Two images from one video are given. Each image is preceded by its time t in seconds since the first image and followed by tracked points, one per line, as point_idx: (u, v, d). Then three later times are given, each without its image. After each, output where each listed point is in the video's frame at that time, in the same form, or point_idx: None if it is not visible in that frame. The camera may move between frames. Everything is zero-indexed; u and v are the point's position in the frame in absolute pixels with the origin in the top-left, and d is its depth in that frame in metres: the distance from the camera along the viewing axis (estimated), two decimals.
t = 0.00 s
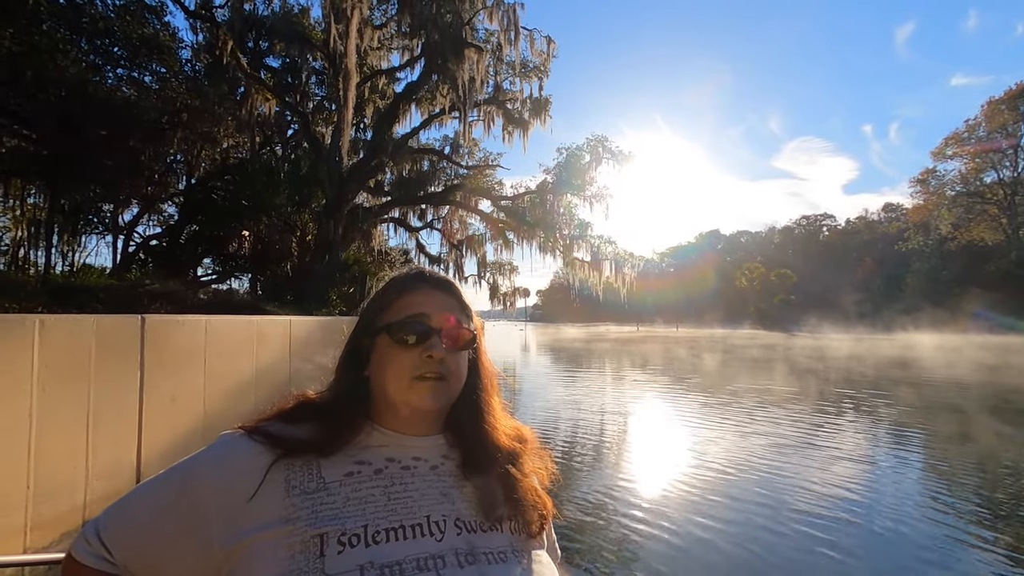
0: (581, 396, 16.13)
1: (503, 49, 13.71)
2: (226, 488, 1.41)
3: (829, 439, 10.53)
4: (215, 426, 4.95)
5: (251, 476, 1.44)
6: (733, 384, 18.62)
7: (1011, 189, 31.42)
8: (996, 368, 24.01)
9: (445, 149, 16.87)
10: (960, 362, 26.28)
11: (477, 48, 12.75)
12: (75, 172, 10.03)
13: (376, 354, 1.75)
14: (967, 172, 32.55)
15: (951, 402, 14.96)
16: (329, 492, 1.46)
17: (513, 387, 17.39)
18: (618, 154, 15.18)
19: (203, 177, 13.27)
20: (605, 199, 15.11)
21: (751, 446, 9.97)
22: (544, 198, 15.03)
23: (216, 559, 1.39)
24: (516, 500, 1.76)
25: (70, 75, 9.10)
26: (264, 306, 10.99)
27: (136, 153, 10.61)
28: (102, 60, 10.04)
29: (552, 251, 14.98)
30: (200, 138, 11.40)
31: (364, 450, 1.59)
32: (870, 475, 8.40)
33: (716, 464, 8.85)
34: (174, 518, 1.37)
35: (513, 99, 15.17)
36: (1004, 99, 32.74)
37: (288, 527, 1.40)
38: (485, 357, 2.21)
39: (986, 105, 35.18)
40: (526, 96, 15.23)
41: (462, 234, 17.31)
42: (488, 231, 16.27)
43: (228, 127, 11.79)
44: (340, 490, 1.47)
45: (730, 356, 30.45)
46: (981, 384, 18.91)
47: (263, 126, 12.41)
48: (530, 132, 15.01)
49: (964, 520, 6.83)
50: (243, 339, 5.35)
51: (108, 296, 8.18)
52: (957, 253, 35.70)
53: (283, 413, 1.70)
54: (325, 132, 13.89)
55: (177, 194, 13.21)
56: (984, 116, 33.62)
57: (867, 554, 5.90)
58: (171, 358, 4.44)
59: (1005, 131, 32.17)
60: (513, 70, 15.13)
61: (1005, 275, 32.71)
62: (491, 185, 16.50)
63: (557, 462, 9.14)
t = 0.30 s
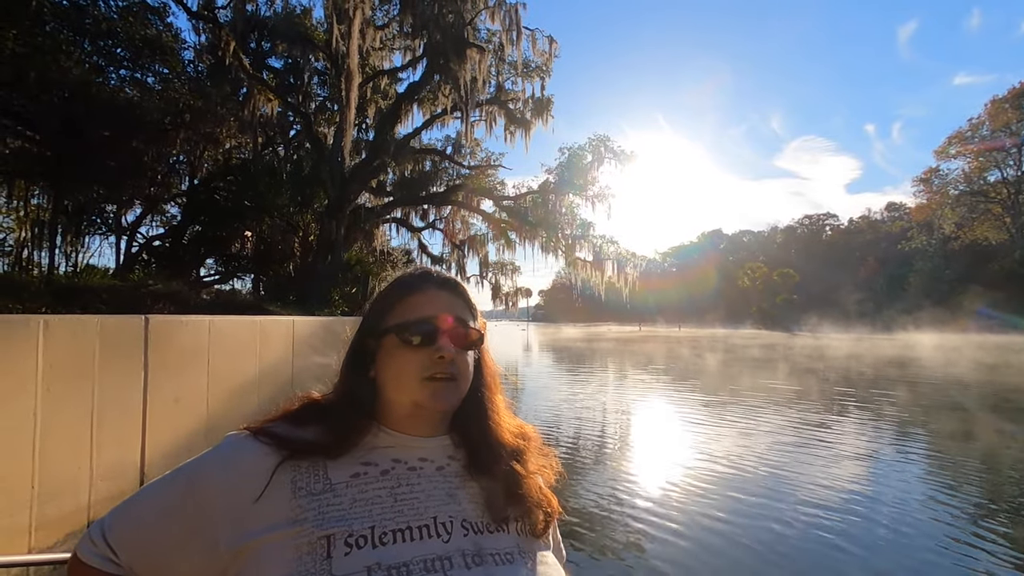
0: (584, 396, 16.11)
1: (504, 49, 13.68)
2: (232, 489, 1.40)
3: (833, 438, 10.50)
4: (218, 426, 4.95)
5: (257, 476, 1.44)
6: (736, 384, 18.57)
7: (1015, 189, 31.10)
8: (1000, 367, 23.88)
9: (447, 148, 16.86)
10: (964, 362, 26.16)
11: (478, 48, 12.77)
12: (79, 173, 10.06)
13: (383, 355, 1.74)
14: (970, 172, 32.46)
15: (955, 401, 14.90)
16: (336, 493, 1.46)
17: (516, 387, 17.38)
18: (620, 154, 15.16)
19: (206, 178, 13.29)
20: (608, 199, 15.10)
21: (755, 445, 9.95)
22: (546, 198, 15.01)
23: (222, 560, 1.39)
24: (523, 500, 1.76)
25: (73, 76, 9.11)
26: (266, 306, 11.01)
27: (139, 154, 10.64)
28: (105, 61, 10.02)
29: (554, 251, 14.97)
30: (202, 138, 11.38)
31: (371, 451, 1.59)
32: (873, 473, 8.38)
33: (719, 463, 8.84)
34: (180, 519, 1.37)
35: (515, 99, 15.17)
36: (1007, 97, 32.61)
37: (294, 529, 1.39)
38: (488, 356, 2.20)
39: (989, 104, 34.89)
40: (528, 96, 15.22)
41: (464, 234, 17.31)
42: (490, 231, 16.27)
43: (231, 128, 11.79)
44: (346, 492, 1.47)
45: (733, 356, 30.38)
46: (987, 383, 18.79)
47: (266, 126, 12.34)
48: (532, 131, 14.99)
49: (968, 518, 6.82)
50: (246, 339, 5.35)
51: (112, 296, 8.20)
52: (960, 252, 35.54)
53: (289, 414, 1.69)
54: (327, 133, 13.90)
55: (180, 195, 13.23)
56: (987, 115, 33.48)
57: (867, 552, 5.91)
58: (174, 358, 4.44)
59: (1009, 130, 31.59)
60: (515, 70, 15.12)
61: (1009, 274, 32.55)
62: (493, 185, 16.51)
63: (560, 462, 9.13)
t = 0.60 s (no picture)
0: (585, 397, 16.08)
1: (505, 50, 13.67)
2: (229, 491, 1.39)
3: (835, 438, 10.47)
4: (218, 427, 4.94)
5: (252, 479, 1.42)
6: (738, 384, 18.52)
7: (1016, 189, 30.84)
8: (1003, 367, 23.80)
9: (447, 149, 16.85)
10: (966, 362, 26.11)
11: (479, 49, 12.78)
12: (80, 175, 10.06)
13: (383, 355, 1.73)
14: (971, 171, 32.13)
15: (956, 401, 14.87)
16: (332, 496, 1.44)
17: (517, 388, 17.36)
18: (621, 154, 15.13)
19: (207, 179, 13.30)
20: (608, 200, 15.08)
21: (756, 445, 9.92)
22: (547, 199, 15.00)
23: (218, 563, 1.37)
24: (522, 502, 1.75)
25: (74, 78, 9.12)
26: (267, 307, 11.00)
27: (140, 156, 10.67)
28: (106, 63, 10.01)
29: (555, 252, 14.96)
30: (203, 140, 11.56)
31: (369, 453, 1.58)
32: (875, 473, 8.36)
33: (720, 463, 8.82)
34: (175, 522, 1.35)
35: (516, 100, 15.14)
36: (1007, 97, 32.52)
37: (290, 532, 1.38)
38: (484, 355, 2.19)
39: (990, 104, 34.73)
40: (529, 97, 15.20)
41: (465, 235, 17.29)
42: (490, 232, 16.26)
43: (232, 129, 11.82)
44: (343, 494, 1.45)
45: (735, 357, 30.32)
46: (988, 383, 18.75)
47: (266, 128, 12.30)
48: (532, 132, 14.97)
49: (969, 518, 6.81)
50: (247, 339, 5.34)
51: (113, 298, 8.18)
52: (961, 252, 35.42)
53: (285, 416, 1.68)
54: (328, 134, 13.88)
55: (181, 196, 13.22)
56: (987, 115, 33.39)
57: (869, 552, 5.89)
58: (174, 359, 4.43)
59: (1011, 130, 31.39)
60: (515, 71, 15.11)
61: (1011, 274, 32.46)
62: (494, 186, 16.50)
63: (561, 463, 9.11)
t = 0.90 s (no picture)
0: (585, 399, 16.03)
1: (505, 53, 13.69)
2: (226, 495, 1.39)
3: (835, 440, 10.45)
4: (217, 430, 4.93)
5: (250, 484, 1.42)
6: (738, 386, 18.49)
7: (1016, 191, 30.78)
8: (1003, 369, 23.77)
9: (447, 151, 16.85)
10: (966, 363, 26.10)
11: (479, 51, 12.81)
12: (80, 178, 10.06)
13: (381, 360, 1.72)
14: (971, 173, 32.12)
15: (957, 402, 14.86)
16: (329, 501, 1.44)
17: (517, 390, 17.32)
18: (621, 157, 15.13)
19: (207, 181, 13.32)
20: (608, 202, 15.07)
21: (757, 447, 9.91)
22: (547, 201, 14.99)
23: (215, 569, 1.37)
24: (521, 506, 1.74)
25: (74, 79, 9.10)
26: (266, 309, 10.99)
27: (140, 158, 10.74)
28: (107, 66, 9.99)
29: (554, 254, 14.95)
30: (203, 142, 11.69)
31: (366, 458, 1.57)
32: (876, 475, 8.36)
33: (721, 465, 8.81)
34: (170, 527, 1.34)
35: (515, 103, 15.13)
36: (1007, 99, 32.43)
37: (288, 537, 1.37)
38: (482, 358, 2.19)
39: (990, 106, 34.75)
40: (529, 99, 15.20)
41: (465, 237, 17.28)
42: (490, 234, 16.25)
43: (232, 132, 11.85)
44: (340, 499, 1.44)
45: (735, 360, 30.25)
46: (988, 385, 18.73)
47: (266, 130, 12.27)
48: (532, 134, 14.98)
49: (970, 519, 6.80)
50: (246, 341, 5.34)
51: (112, 300, 8.17)
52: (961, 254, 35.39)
53: (282, 421, 1.67)
54: (328, 136, 13.86)
55: (181, 198, 13.21)
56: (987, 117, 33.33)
57: (870, 553, 5.88)
58: (174, 361, 4.43)
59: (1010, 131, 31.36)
60: (515, 74, 15.11)
61: (1011, 276, 32.42)
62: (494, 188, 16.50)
63: (562, 465, 9.09)
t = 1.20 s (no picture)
0: (584, 400, 16.03)
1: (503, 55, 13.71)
2: (225, 496, 1.39)
3: (834, 441, 10.47)
4: (215, 432, 4.93)
5: (248, 486, 1.42)
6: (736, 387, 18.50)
7: (1013, 193, 30.82)
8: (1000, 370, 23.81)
9: (446, 153, 16.86)
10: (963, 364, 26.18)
11: (478, 53, 12.82)
12: (78, 179, 10.03)
13: (380, 362, 1.72)
14: (968, 175, 32.18)
15: (953, 403, 14.89)
16: (328, 503, 1.44)
17: (516, 392, 17.31)
18: (619, 158, 15.15)
19: (206, 183, 13.31)
20: (607, 203, 15.08)
21: (755, 448, 9.92)
22: (545, 203, 15.00)
23: (215, 571, 1.37)
24: (519, 507, 1.74)
25: (74, 81, 9.08)
26: (265, 311, 10.98)
27: (138, 159, 10.66)
28: (105, 67, 9.95)
29: (553, 255, 14.95)
30: (202, 143, 11.59)
31: (365, 460, 1.57)
32: (875, 476, 8.37)
33: (719, 466, 8.82)
34: (170, 529, 1.34)
35: (514, 104, 15.13)
36: (1003, 101, 32.48)
37: (287, 539, 1.37)
38: (479, 360, 2.19)
39: (987, 108, 34.83)
40: (527, 101, 15.22)
41: (464, 239, 17.29)
42: (489, 236, 16.26)
43: (230, 133, 11.85)
44: (339, 501, 1.44)
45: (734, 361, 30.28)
46: (986, 386, 18.75)
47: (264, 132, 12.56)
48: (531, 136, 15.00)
49: (969, 519, 6.82)
50: (244, 343, 5.34)
51: (111, 301, 8.15)
52: (958, 256, 35.45)
53: (281, 423, 1.67)
54: (326, 138, 13.85)
55: (180, 200, 13.18)
56: (984, 119, 33.38)
57: (867, 554, 5.88)
58: (173, 362, 4.44)
59: (1008, 134, 31.38)
60: (514, 75, 15.12)
61: (1008, 278, 32.50)
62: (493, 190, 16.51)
63: (561, 466, 9.09)
